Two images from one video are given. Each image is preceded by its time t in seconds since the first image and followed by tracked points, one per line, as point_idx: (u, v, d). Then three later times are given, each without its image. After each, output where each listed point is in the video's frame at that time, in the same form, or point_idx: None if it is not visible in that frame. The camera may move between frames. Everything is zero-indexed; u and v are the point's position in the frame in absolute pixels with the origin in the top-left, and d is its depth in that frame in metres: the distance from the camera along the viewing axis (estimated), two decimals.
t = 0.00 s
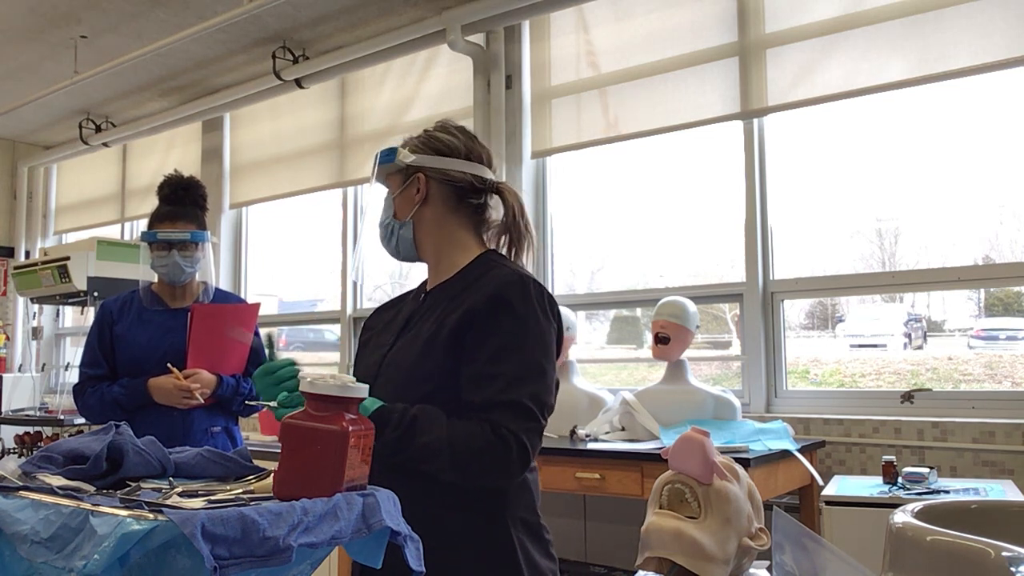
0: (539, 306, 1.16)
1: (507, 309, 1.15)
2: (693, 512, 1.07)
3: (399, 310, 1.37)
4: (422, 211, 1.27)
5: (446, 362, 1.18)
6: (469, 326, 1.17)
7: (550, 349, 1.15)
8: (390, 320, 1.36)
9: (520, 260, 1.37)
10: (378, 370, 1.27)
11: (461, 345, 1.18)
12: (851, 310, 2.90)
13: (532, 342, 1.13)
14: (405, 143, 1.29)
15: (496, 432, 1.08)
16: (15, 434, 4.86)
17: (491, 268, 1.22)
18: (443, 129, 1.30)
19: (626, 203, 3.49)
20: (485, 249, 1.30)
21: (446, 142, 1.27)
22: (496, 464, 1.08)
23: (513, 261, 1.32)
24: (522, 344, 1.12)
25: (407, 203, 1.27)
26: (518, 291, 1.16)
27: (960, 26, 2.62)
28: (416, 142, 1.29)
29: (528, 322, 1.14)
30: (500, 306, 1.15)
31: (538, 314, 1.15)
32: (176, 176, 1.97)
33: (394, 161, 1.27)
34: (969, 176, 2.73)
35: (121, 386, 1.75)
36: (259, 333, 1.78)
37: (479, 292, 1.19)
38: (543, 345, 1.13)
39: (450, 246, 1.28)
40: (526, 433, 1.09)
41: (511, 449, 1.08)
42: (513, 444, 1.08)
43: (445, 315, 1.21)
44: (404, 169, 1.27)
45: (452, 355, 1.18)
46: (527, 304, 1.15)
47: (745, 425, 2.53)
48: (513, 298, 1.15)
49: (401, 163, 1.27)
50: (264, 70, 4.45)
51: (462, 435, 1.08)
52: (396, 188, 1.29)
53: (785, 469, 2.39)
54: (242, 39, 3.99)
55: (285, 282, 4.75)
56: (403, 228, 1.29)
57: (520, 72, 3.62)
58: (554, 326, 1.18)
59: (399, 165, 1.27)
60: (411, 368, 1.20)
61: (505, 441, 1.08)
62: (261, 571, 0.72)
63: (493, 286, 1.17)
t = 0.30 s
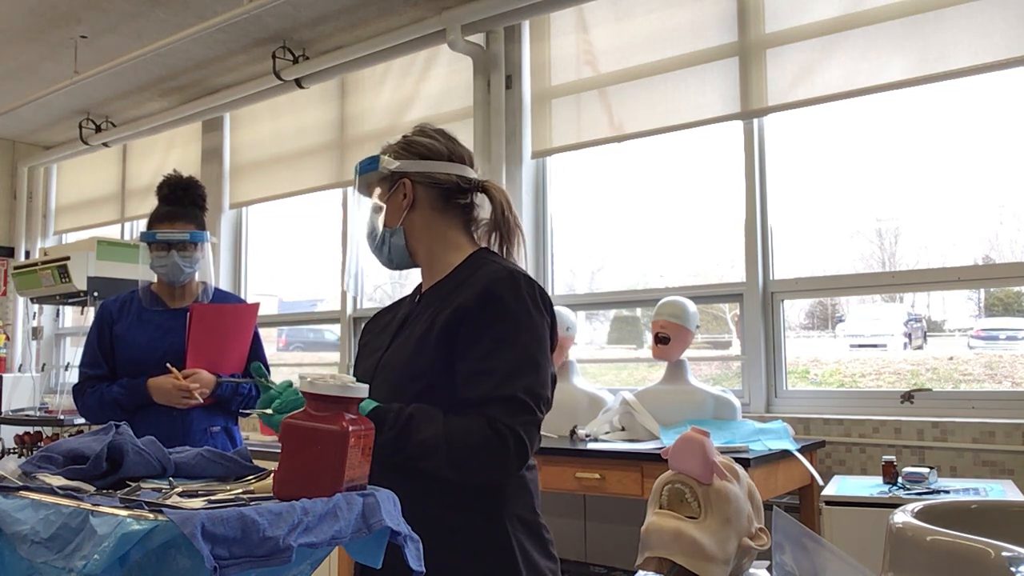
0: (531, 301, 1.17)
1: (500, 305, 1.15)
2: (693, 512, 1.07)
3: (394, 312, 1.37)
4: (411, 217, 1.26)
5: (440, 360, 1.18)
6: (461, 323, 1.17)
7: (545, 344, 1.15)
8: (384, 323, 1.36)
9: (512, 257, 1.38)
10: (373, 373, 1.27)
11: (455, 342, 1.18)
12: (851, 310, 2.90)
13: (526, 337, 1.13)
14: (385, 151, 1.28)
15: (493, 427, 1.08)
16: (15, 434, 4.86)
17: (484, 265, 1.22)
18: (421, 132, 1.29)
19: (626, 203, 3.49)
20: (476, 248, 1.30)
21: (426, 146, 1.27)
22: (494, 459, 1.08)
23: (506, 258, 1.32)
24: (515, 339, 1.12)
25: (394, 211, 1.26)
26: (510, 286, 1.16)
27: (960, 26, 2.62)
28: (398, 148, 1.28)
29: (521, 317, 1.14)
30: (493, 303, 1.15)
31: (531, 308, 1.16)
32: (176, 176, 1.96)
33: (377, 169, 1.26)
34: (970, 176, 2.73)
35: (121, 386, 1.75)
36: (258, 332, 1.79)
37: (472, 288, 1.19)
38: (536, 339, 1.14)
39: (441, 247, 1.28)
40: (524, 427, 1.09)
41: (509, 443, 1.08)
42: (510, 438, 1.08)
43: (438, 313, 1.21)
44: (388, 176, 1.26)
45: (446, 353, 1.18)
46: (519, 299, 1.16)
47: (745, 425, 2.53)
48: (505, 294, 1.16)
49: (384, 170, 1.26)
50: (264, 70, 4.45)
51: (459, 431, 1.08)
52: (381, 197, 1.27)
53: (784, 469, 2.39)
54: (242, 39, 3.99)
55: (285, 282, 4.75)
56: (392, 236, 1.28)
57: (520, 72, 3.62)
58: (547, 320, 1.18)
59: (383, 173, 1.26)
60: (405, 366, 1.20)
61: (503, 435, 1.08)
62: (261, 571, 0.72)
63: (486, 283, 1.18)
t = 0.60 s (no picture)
0: (532, 297, 1.17)
1: (502, 302, 1.15)
2: (693, 513, 1.07)
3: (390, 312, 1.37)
4: (403, 220, 1.25)
5: (442, 358, 1.18)
6: (464, 321, 1.17)
7: (547, 340, 1.16)
8: (382, 324, 1.36)
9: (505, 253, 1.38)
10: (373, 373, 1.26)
11: (458, 340, 1.18)
12: (851, 310, 2.90)
13: (529, 333, 1.13)
14: (372, 155, 1.27)
15: (501, 424, 1.09)
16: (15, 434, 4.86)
17: (485, 263, 1.23)
18: (405, 135, 1.29)
19: (626, 203, 3.48)
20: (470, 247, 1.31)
21: (411, 147, 1.26)
22: (503, 455, 1.08)
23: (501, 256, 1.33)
24: (518, 335, 1.13)
25: (385, 215, 1.25)
26: (512, 284, 1.17)
27: (960, 26, 2.62)
28: (384, 152, 1.27)
29: (523, 314, 1.15)
30: (495, 301, 1.16)
31: (533, 305, 1.16)
32: (176, 176, 1.96)
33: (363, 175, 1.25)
34: (970, 176, 2.73)
35: (121, 386, 1.75)
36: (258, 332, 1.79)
37: (473, 287, 1.19)
38: (539, 336, 1.14)
39: (436, 247, 1.28)
40: (531, 422, 1.10)
41: (518, 438, 1.09)
42: (519, 434, 1.09)
43: (439, 312, 1.21)
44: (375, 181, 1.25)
45: (449, 351, 1.18)
46: (521, 296, 1.16)
47: (745, 425, 2.53)
48: (507, 291, 1.16)
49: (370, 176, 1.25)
50: (264, 70, 4.45)
51: (467, 427, 1.09)
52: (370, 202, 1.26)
53: (785, 469, 2.39)
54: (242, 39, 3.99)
55: (285, 282, 4.75)
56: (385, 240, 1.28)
57: (520, 72, 3.62)
58: (549, 317, 1.19)
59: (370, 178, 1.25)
60: (406, 365, 1.20)
61: (512, 431, 1.08)
62: (261, 571, 0.72)
63: (487, 281, 1.18)
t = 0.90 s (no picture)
0: (536, 295, 1.17)
1: (507, 300, 1.16)
2: (693, 512, 1.07)
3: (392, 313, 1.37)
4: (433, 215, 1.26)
5: (447, 355, 1.18)
6: (468, 318, 1.17)
7: (551, 337, 1.16)
8: (383, 324, 1.36)
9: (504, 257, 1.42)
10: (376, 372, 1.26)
11: (464, 337, 1.18)
12: (851, 310, 2.90)
13: (534, 330, 1.14)
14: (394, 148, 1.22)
15: (507, 419, 1.09)
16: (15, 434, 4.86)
17: (489, 261, 1.23)
18: (415, 129, 1.27)
19: (625, 203, 3.48)
20: (479, 243, 1.35)
21: (435, 143, 1.26)
22: (510, 450, 1.08)
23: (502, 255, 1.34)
24: (523, 332, 1.13)
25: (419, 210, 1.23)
26: (516, 281, 1.17)
27: (960, 26, 2.62)
28: (406, 145, 1.23)
29: (527, 311, 1.15)
30: (499, 298, 1.16)
31: (536, 302, 1.17)
32: (176, 176, 1.96)
33: (398, 166, 1.19)
34: (970, 176, 2.73)
35: (121, 385, 1.75)
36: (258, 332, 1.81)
37: (477, 285, 1.19)
38: (543, 333, 1.15)
39: (451, 244, 1.29)
40: (537, 417, 1.10)
41: (524, 434, 1.09)
42: (526, 429, 1.09)
43: (444, 309, 1.21)
44: (409, 174, 1.21)
45: (454, 348, 1.18)
46: (525, 294, 1.16)
47: (746, 424, 2.53)
48: (511, 289, 1.16)
49: (407, 168, 1.20)
50: (264, 70, 4.45)
51: (475, 423, 1.08)
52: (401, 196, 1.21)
53: (785, 469, 2.39)
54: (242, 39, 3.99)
55: (285, 282, 4.75)
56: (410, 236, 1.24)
57: (519, 72, 3.62)
58: (552, 315, 1.19)
59: (406, 171, 1.20)
60: (412, 362, 1.20)
61: (518, 426, 1.08)
62: (261, 571, 0.73)
63: (492, 278, 1.18)
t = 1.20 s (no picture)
0: (542, 286, 1.19)
1: (514, 290, 1.17)
2: (693, 512, 1.07)
3: (391, 313, 1.36)
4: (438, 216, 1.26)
5: (456, 350, 1.19)
6: (477, 310, 1.18)
7: (557, 327, 1.17)
8: (385, 324, 1.35)
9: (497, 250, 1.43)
10: (384, 371, 1.25)
11: (473, 330, 1.19)
12: (851, 310, 2.90)
13: (543, 320, 1.15)
14: (392, 153, 1.21)
15: (525, 408, 1.09)
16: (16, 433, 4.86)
17: (493, 255, 1.24)
18: (406, 131, 1.27)
19: (626, 203, 3.48)
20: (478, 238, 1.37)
21: (429, 142, 1.26)
22: (532, 439, 1.09)
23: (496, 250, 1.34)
24: (532, 321, 1.14)
25: (423, 213, 1.23)
26: (522, 273, 1.18)
27: (961, 26, 2.62)
28: (403, 150, 1.23)
29: (535, 302, 1.16)
30: (508, 289, 1.17)
31: (542, 292, 1.18)
32: (178, 175, 1.96)
33: (402, 172, 1.19)
34: (970, 176, 2.73)
35: (120, 386, 1.75)
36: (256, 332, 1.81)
37: (484, 278, 1.20)
38: (551, 323, 1.16)
39: (456, 243, 1.30)
40: (554, 405, 1.11)
41: (546, 422, 1.09)
42: (547, 416, 1.09)
43: (452, 304, 1.22)
44: (413, 178, 1.21)
45: (464, 342, 1.19)
46: (532, 284, 1.17)
47: (745, 424, 2.53)
48: (517, 279, 1.17)
49: (412, 173, 1.20)
50: (264, 70, 4.45)
51: (493, 415, 1.09)
52: (406, 201, 1.21)
53: (785, 469, 2.39)
54: (242, 39, 3.99)
55: (285, 282, 4.75)
56: (417, 240, 1.24)
57: (519, 72, 3.61)
58: (557, 306, 1.20)
59: (409, 176, 1.20)
60: (422, 359, 1.20)
61: (538, 413, 1.09)
62: (261, 571, 0.73)
63: (499, 270, 1.19)
